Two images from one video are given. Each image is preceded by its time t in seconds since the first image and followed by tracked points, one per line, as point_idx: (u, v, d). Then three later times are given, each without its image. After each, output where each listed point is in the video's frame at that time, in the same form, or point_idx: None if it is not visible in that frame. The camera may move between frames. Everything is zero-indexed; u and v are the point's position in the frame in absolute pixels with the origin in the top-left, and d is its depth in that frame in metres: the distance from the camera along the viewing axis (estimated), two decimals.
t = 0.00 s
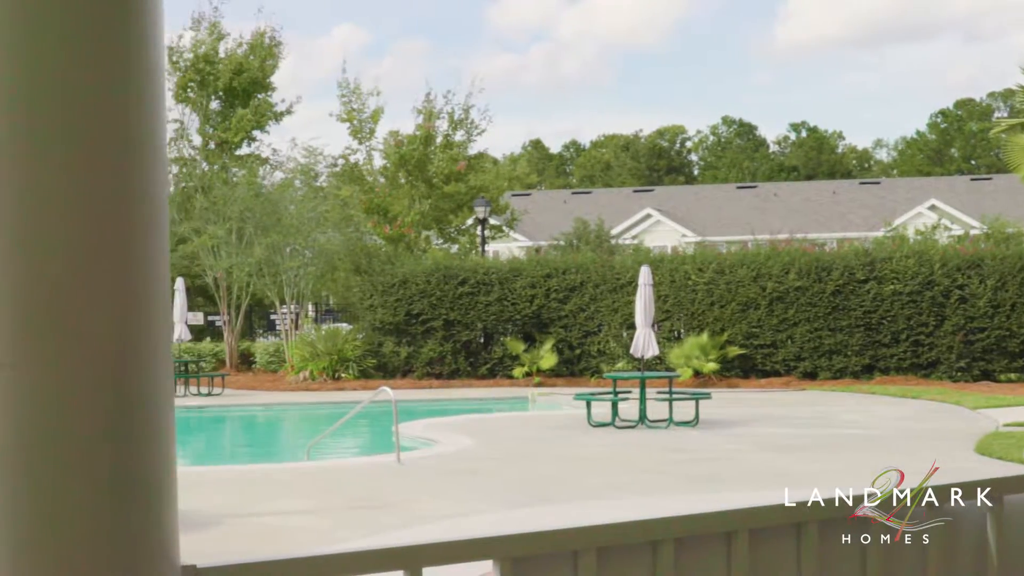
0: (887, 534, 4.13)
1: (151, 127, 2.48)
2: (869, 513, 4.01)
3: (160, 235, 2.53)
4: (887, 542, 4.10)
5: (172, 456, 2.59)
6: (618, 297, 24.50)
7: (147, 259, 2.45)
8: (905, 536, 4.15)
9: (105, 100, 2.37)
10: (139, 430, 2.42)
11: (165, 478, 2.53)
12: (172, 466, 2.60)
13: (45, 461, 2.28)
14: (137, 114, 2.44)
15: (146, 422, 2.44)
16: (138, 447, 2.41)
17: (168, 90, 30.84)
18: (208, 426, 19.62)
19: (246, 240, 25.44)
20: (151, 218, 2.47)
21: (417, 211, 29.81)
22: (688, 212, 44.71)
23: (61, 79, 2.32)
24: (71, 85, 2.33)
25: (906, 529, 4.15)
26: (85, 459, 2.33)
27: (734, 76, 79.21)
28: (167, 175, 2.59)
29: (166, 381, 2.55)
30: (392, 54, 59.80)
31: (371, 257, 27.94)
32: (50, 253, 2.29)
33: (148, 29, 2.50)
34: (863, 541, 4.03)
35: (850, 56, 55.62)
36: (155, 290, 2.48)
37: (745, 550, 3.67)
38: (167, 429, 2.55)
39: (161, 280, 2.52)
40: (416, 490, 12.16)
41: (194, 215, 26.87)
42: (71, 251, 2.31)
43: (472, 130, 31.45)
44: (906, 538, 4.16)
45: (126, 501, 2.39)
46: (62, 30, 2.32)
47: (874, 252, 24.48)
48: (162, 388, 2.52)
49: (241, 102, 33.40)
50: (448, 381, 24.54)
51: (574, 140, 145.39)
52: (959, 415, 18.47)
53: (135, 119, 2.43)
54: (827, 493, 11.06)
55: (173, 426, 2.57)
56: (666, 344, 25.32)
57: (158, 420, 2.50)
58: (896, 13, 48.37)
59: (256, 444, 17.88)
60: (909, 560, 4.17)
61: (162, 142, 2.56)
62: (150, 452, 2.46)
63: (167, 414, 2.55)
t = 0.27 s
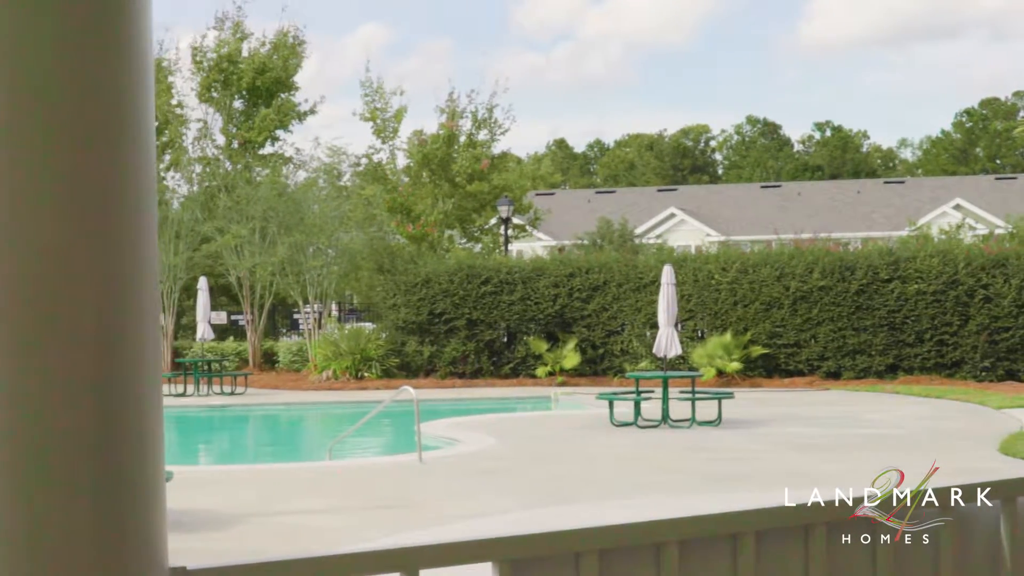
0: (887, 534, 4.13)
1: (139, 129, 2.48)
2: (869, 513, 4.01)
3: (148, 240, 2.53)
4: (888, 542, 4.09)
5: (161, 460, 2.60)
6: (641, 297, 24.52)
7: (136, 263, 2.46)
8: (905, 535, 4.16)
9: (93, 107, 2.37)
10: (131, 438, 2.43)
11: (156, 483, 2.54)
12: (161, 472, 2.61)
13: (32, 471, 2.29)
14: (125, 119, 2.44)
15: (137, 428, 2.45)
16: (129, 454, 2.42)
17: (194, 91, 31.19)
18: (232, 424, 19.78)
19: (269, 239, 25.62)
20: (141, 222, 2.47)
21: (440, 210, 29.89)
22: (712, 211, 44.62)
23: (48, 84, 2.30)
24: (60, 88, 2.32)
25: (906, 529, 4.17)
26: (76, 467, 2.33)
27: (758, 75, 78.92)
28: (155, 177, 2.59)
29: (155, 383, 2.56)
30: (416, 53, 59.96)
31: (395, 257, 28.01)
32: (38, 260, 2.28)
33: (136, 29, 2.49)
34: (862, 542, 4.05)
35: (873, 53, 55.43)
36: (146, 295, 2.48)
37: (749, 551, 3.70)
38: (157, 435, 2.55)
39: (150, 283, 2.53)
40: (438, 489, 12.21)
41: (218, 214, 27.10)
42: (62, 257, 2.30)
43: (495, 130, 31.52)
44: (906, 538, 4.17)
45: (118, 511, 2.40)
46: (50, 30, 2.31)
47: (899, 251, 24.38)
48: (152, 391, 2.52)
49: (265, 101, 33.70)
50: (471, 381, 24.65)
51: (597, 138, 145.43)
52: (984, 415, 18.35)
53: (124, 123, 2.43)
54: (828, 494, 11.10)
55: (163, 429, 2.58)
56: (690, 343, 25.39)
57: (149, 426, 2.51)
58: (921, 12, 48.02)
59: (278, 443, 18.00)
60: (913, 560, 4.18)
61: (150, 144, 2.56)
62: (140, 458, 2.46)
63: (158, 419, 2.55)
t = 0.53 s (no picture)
0: (887, 534, 4.14)
1: (124, 132, 2.50)
2: (872, 511, 4.01)
3: (135, 239, 2.56)
4: (888, 542, 4.12)
5: (147, 456, 2.63)
6: (663, 296, 24.54)
7: (123, 265, 2.48)
8: (905, 535, 4.16)
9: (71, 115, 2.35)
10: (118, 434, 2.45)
11: (141, 479, 2.57)
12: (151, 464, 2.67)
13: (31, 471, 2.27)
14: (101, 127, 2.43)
15: (122, 429, 2.47)
16: (114, 454, 2.43)
17: (218, 90, 31.35)
18: (254, 424, 19.84)
19: (292, 238, 25.74)
20: (125, 225, 2.49)
21: (463, 209, 29.84)
22: (736, 210, 44.46)
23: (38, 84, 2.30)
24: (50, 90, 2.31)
25: (906, 529, 4.16)
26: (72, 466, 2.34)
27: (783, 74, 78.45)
28: (137, 178, 2.61)
29: (143, 377, 2.59)
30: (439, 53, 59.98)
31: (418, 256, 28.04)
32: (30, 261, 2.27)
33: (126, 32, 2.52)
34: (861, 542, 4.06)
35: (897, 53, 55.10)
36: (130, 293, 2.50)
37: (754, 556, 3.73)
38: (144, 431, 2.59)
39: (138, 279, 2.55)
40: (461, 489, 12.22)
41: (241, 213, 27.24)
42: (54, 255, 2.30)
43: (519, 129, 31.46)
44: (908, 538, 4.17)
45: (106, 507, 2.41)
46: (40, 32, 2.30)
47: (922, 251, 24.28)
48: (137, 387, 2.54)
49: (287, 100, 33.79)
50: (494, 380, 24.71)
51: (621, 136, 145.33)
52: (1009, 416, 18.21)
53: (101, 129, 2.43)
54: (829, 495, 11.11)
55: (149, 427, 2.62)
56: (714, 342, 25.37)
57: (136, 420, 2.54)
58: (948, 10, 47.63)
59: (300, 443, 18.05)
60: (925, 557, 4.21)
61: (135, 141, 2.60)
62: (127, 456, 2.49)
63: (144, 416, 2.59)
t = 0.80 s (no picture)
0: (888, 534, 4.41)
1: (113, 142, 2.73)
2: (871, 513, 4.23)
3: (122, 241, 2.79)
4: (885, 540, 4.37)
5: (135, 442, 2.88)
6: (686, 296, 24.64)
7: (112, 266, 2.71)
8: (904, 535, 4.42)
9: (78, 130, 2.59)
10: (110, 423, 2.69)
11: (129, 465, 2.82)
12: (136, 452, 2.94)
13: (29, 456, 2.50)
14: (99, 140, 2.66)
15: (112, 422, 2.71)
16: (106, 444, 2.67)
17: (239, 89, 31.53)
18: (276, 423, 19.91)
19: (315, 237, 25.87)
20: (114, 227, 2.72)
21: (486, 208, 29.86)
22: (759, 209, 44.24)
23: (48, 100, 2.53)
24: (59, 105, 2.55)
25: (906, 529, 4.41)
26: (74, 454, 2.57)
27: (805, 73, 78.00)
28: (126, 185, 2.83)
29: (131, 370, 2.85)
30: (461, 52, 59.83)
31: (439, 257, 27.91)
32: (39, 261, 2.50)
33: (112, 51, 2.74)
34: (862, 542, 4.33)
35: (921, 53, 54.78)
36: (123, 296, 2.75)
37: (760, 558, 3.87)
38: (133, 423, 2.86)
39: (126, 278, 2.79)
40: (483, 489, 12.26)
41: (264, 212, 27.41)
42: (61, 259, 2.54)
43: (541, 129, 31.55)
44: (908, 538, 4.42)
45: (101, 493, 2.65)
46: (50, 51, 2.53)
47: (946, 251, 24.24)
48: (128, 384, 2.80)
49: (309, 100, 33.91)
50: (516, 380, 24.73)
51: (643, 136, 144.96)
52: None
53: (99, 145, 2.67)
54: (827, 495, 11.16)
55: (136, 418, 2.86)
56: (737, 342, 25.18)
57: (125, 409, 2.79)
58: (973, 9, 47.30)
59: (322, 442, 18.10)
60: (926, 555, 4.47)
61: (124, 151, 2.84)
62: (115, 444, 2.72)
63: (131, 405, 2.83)
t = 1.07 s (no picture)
0: (888, 534, 4.48)
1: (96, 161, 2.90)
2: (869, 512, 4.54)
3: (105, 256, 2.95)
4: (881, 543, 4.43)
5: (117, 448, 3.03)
6: (708, 295, 24.66)
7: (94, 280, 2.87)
8: (905, 535, 4.46)
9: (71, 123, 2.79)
10: (92, 415, 2.85)
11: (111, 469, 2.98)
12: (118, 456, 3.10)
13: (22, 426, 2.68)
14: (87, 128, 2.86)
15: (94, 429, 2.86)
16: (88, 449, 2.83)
17: (261, 88, 32.12)
18: (297, 423, 19.98)
19: (336, 236, 25.99)
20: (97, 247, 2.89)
21: (507, 207, 29.99)
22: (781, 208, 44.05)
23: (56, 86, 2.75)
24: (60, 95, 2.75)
25: (907, 529, 4.46)
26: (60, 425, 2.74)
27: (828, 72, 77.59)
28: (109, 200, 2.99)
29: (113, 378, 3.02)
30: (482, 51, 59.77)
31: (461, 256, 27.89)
32: (41, 235, 2.69)
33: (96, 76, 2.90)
34: (863, 541, 4.45)
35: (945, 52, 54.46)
36: (112, 282, 2.94)
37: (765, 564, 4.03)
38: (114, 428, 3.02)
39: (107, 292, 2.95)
40: (502, 489, 12.28)
41: (286, 212, 27.61)
42: (59, 244, 2.73)
43: (563, 127, 31.67)
44: (908, 539, 4.47)
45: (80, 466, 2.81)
46: (51, 50, 2.73)
47: (969, 250, 24.17)
48: (110, 390, 2.97)
49: (331, 100, 34.03)
50: (538, 379, 24.79)
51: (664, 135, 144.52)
52: None
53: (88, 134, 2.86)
54: (827, 494, 11.19)
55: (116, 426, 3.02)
56: (758, 341, 25.10)
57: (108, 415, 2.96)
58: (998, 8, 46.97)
59: (343, 442, 18.12)
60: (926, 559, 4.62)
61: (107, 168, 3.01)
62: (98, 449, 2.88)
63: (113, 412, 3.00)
